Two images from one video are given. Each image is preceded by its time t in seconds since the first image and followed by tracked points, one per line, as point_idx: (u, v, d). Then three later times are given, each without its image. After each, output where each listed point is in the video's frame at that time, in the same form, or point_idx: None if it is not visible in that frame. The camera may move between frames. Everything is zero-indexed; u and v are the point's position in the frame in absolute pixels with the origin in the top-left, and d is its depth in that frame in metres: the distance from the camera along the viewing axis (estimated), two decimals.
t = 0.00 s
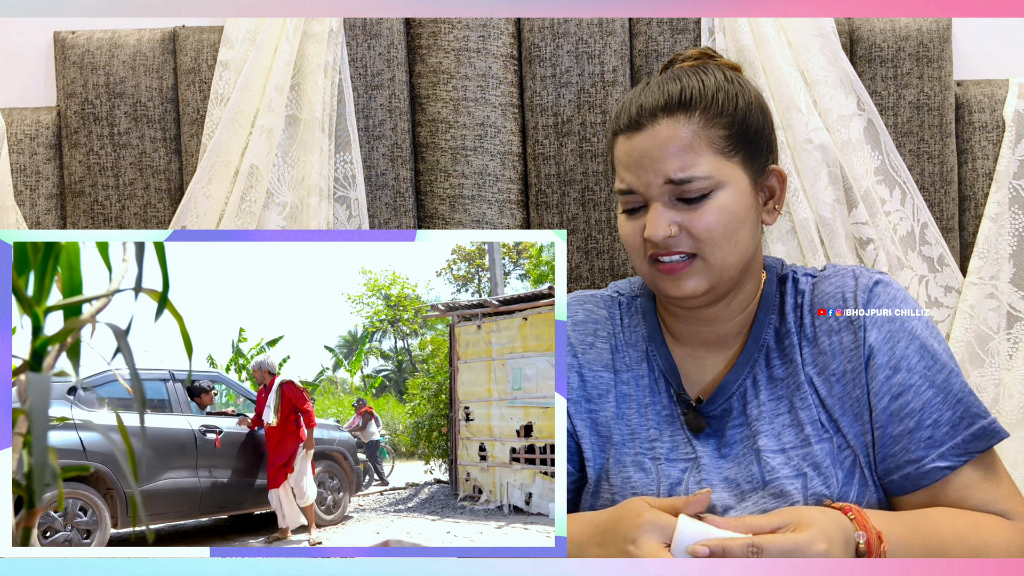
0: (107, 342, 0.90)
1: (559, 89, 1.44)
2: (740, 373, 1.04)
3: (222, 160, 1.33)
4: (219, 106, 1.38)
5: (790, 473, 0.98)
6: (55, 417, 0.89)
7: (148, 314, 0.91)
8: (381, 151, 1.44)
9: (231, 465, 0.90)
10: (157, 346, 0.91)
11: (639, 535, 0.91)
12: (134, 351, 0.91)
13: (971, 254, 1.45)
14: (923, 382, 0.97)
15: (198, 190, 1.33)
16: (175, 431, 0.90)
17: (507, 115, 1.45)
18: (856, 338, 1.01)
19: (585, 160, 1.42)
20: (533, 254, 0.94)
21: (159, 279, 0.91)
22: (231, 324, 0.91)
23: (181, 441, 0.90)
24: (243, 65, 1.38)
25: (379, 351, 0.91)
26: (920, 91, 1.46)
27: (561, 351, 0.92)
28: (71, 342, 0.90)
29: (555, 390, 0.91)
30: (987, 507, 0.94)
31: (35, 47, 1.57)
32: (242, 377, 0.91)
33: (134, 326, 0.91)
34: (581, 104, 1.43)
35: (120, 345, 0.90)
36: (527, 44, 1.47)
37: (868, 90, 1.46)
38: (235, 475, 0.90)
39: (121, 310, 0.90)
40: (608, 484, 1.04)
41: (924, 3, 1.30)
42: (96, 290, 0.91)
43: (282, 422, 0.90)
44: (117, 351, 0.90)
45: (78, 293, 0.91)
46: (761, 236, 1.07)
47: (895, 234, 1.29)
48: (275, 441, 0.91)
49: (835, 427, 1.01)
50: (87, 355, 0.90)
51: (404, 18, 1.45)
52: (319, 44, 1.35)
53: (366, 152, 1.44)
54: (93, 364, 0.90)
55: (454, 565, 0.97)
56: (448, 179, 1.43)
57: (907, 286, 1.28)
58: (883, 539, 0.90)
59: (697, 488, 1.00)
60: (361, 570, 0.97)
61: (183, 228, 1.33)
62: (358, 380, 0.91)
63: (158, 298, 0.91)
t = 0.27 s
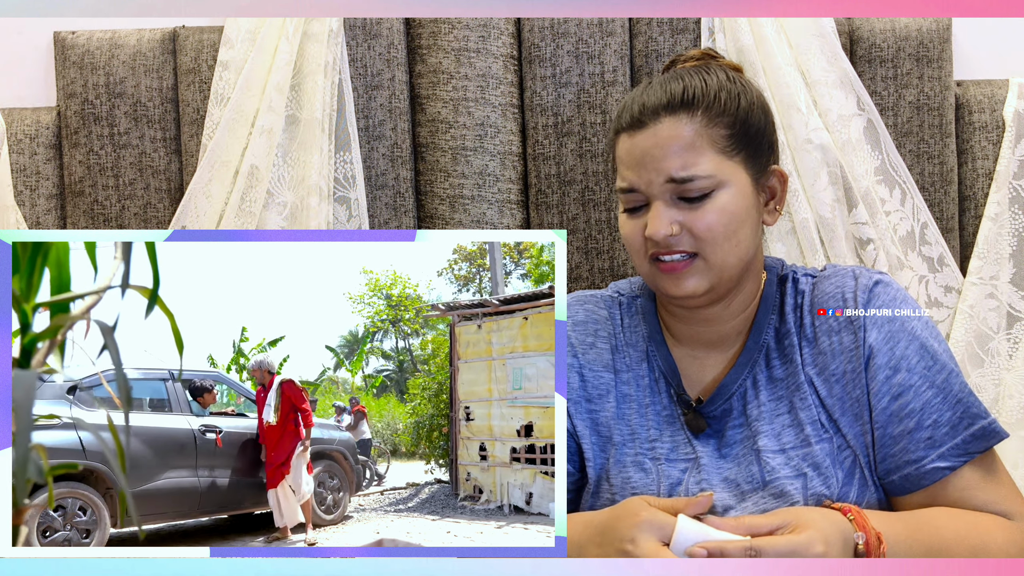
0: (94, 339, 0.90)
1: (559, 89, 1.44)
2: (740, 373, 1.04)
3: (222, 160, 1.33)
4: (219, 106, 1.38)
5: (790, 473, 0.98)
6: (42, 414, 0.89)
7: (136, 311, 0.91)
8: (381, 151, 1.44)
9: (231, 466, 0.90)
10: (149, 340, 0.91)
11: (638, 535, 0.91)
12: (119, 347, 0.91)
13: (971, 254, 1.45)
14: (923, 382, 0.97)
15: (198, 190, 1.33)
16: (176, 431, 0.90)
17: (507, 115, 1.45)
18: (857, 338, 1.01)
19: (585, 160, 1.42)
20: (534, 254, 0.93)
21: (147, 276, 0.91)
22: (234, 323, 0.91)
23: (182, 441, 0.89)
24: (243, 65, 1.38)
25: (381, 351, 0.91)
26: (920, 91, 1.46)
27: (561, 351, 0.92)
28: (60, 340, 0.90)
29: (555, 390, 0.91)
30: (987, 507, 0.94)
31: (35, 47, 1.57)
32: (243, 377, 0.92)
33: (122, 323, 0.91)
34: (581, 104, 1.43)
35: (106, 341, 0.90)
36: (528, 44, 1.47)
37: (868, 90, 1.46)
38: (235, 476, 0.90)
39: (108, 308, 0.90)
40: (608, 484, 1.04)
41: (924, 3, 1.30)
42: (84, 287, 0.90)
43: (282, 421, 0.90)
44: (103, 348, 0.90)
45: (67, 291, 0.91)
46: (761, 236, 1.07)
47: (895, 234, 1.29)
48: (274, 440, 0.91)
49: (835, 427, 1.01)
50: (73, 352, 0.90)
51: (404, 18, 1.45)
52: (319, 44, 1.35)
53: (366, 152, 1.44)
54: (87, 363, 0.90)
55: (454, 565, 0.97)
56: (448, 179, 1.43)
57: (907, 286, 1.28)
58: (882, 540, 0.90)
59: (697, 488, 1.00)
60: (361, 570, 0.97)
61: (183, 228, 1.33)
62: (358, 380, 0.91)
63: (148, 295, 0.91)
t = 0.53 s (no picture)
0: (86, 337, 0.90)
1: (559, 89, 1.44)
2: (740, 374, 1.04)
3: (222, 160, 1.33)
4: (219, 106, 1.38)
5: (790, 473, 0.98)
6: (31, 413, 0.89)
7: (127, 309, 0.90)
8: (381, 151, 1.44)
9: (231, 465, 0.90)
10: (143, 338, 0.91)
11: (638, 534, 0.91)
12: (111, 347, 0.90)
13: (971, 254, 1.45)
14: (923, 383, 0.97)
15: (199, 190, 1.33)
16: (176, 430, 0.90)
17: (507, 115, 1.45)
18: (856, 339, 1.01)
19: (585, 160, 1.42)
20: (535, 254, 0.94)
21: (139, 274, 0.91)
22: (236, 323, 0.91)
23: (181, 440, 0.89)
24: (243, 66, 1.38)
25: (382, 351, 0.91)
26: (920, 91, 1.46)
27: (561, 351, 0.92)
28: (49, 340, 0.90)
29: (555, 390, 0.91)
30: (987, 507, 0.94)
31: (35, 47, 1.57)
32: (245, 378, 0.91)
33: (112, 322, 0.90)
34: (581, 104, 1.43)
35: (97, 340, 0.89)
36: (528, 44, 1.47)
37: (868, 90, 1.46)
38: (235, 475, 0.90)
39: (99, 307, 0.90)
40: (608, 484, 1.04)
41: (924, 3, 1.30)
42: (77, 286, 0.90)
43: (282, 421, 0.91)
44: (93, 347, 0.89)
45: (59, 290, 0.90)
46: (761, 236, 1.07)
47: (895, 234, 1.29)
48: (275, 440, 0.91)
49: (835, 427, 1.01)
50: (66, 352, 0.90)
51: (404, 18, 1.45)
52: (319, 44, 1.35)
53: (366, 152, 1.44)
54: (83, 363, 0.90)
55: (455, 565, 0.97)
56: (448, 179, 1.43)
57: (907, 286, 1.28)
58: (882, 540, 0.90)
59: (697, 488, 1.00)
60: (361, 571, 0.97)
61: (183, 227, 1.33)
62: (360, 379, 0.91)
63: (140, 294, 0.91)
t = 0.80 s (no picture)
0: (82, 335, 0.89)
1: (559, 89, 1.44)
2: (740, 374, 1.04)
3: (222, 160, 1.33)
4: (219, 106, 1.38)
5: (790, 473, 0.98)
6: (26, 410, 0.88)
7: (123, 308, 0.90)
8: (381, 151, 1.44)
9: (231, 465, 0.91)
10: (139, 335, 0.91)
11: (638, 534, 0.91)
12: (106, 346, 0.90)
13: (971, 254, 1.45)
14: (923, 382, 0.97)
15: (199, 190, 1.33)
16: (176, 430, 0.90)
17: (507, 115, 1.45)
18: (856, 339, 1.01)
19: (585, 160, 1.42)
20: (535, 254, 0.94)
21: (135, 273, 0.91)
22: (236, 323, 0.91)
23: (182, 441, 0.89)
24: (244, 66, 1.38)
25: (383, 351, 0.91)
26: (920, 91, 1.46)
27: (561, 351, 0.92)
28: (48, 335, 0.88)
29: (555, 390, 0.91)
30: (987, 507, 0.94)
31: (35, 47, 1.57)
32: (245, 378, 0.92)
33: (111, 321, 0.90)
34: (581, 104, 1.43)
35: (91, 340, 0.88)
36: (528, 44, 1.47)
37: (868, 90, 1.46)
38: (235, 475, 0.91)
39: (95, 305, 0.90)
40: (608, 484, 1.03)
41: (924, 3, 1.30)
42: (75, 283, 0.90)
43: (283, 421, 0.91)
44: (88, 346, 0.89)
45: (60, 287, 0.90)
46: (761, 236, 1.07)
47: (895, 234, 1.29)
48: (275, 441, 0.91)
49: (835, 427, 1.01)
50: (65, 350, 0.89)
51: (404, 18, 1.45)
52: (319, 44, 1.35)
53: (366, 152, 1.44)
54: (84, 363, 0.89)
55: (455, 565, 0.97)
56: (448, 179, 1.42)
57: (907, 286, 1.28)
58: (882, 541, 0.90)
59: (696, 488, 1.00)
60: (361, 570, 0.97)
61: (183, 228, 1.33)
62: (361, 379, 0.91)
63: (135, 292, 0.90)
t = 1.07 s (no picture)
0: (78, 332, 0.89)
1: (559, 89, 1.44)
2: (740, 373, 1.04)
3: (222, 160, 1.33)
4: (219, 106, 1.38)
5: (790, 473, 0.98)
6: (24, 409, 0.89)
7: (121, 305, 0.90)
8: (381, 151, 1.44)
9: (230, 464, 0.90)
10: (138, 334, 0.91)
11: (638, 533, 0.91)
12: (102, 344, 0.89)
13: (971, 254, 1.45)
14: (923, 382, 0.97)
15: (199, 190, 1.33)
16: (175, 429, 0.89)
17: (507, 115, 1.45)
18: (857, 338, 1.01)
19: (585, 160, 1.42)
20: (535, 254, 0.94)
21: (133, 271, 0.91)
22: (236, 323, 0.91)
23: (181, 440, 0.89)
24: (244, 66, 1.38)
25: (384, 351, 0.91)
26: (920, 91, 1.46)
27: (561, 351, 0.92)
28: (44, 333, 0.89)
29: (556, 390, 0.91)
30: (987, 507, 0.94)
31: (35, 47, 1.56)
32: (246, 378, 0.92)
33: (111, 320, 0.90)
34: (581, 104, 1.43)
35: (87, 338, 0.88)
36: (528, 44, 1.47)
37: (868, 90, 1.46)
38: (235, 475, 0.90)
39: (92, 302, 0.89)
40: (608, 484, 1.03)
41: (924, 3, 1.30)
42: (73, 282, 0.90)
43: (283, 421, 0.91)
44: (83, 344, 0.89)
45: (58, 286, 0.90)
46: (761, 236, 1.07)
47: (895, 234, 1.29)
48: (275, 441, 0.91)
49: (835, 427, 1.01)
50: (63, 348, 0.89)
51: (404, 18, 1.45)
52: (319, 44, 1.35)
53: (366, 152, 1.44)
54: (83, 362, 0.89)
55: (455, 565, 0.97)
56: (448, 179, 1.42)
57: (906, 286, 1.28)
58: (884, 542, 0.90)
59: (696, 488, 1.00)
60: (361, 570, 0.97)
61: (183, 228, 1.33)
62: (361, 379, 0.91)
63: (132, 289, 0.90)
